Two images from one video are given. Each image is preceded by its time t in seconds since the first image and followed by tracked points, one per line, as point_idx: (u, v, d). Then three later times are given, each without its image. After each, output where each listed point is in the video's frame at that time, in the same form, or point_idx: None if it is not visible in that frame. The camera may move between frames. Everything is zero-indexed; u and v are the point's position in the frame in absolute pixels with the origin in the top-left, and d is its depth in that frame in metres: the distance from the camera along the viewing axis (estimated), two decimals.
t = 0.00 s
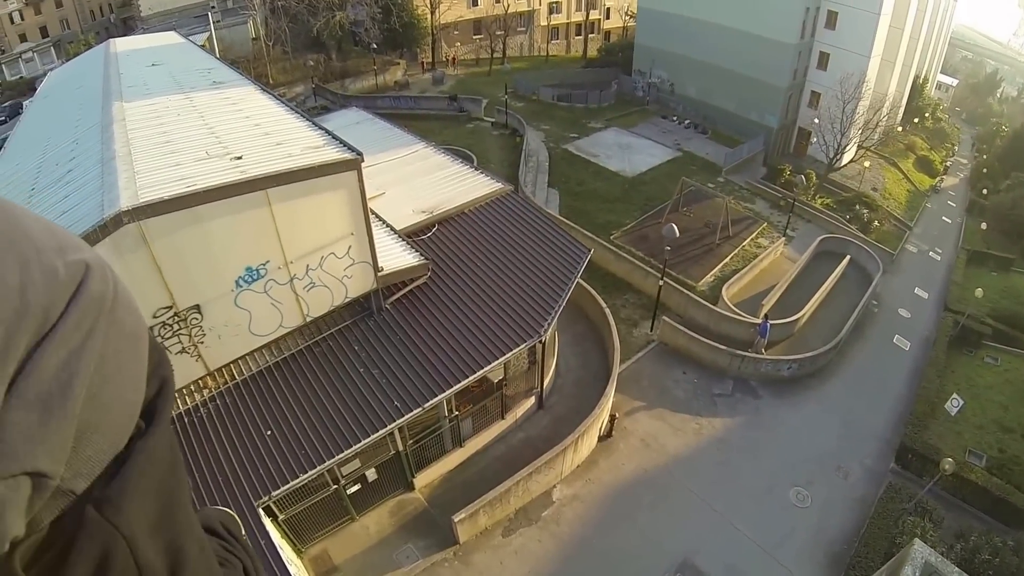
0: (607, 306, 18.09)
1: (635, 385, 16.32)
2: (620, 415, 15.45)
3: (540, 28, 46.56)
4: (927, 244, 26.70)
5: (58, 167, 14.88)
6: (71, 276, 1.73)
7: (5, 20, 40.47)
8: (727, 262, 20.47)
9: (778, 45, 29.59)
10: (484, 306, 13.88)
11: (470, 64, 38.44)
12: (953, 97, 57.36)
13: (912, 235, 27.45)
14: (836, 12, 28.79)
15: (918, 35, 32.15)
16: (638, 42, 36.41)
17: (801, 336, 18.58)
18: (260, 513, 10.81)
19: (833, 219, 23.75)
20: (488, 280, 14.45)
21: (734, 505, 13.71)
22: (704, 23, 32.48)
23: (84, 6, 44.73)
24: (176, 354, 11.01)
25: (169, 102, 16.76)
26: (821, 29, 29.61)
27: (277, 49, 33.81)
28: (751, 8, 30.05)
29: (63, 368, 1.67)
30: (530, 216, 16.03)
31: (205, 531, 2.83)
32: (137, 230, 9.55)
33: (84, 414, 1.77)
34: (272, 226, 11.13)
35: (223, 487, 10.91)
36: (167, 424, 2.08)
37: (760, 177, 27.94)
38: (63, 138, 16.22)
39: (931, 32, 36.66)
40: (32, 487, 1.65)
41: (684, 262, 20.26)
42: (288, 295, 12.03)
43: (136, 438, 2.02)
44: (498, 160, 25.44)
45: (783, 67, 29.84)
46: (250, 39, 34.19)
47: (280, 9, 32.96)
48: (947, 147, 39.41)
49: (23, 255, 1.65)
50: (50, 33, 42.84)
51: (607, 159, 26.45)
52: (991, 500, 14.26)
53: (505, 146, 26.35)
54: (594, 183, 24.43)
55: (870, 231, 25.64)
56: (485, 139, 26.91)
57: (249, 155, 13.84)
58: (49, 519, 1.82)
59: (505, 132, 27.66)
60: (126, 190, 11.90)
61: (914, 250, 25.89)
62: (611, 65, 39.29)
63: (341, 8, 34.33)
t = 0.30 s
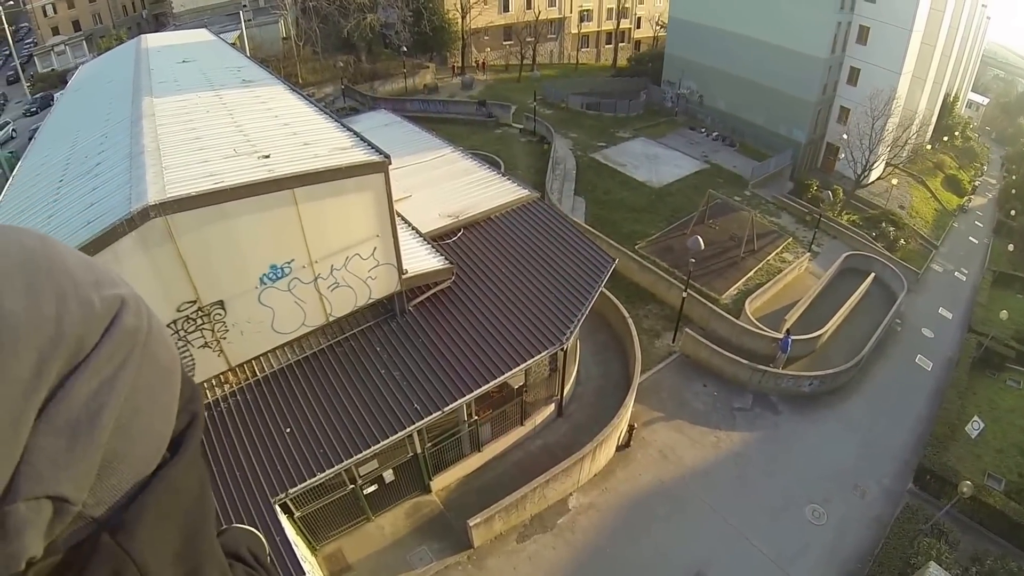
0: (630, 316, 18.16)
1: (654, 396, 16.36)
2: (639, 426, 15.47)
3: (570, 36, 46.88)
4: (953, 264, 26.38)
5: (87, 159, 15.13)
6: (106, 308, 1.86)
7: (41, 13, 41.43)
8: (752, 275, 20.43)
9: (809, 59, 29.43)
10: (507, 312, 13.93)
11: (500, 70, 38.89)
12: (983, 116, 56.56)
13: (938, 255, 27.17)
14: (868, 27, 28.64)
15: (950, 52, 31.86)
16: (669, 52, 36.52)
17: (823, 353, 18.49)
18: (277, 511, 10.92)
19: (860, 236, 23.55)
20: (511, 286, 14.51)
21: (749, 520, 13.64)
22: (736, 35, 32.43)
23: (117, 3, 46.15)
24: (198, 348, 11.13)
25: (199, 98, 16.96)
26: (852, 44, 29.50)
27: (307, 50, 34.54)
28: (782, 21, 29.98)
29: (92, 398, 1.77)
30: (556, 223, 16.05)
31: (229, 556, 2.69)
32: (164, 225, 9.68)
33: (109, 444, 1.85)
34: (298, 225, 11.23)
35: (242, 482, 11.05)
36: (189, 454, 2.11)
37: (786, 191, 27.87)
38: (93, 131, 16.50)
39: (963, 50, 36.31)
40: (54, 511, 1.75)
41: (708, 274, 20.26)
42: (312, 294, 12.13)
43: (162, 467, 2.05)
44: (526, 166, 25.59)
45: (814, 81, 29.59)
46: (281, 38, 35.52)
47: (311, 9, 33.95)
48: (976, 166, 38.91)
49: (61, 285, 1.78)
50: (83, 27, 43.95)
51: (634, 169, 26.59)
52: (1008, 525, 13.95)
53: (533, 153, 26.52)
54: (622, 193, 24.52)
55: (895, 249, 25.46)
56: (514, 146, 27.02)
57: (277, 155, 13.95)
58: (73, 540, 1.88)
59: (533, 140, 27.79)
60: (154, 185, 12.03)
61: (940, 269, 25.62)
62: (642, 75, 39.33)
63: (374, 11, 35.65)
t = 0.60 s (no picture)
0: (653, 328, 18.20)
1: (674, 409, 16.36)
2: (658, 439, 15.46)
3: (599, 46, 47.17)
4: (979, 287, 26.02)
5: (117, 154, 15.33)
6: (158, 356, 2.17)
7: (75, 10, 42.19)
8: (775, 291, 20.37)
9: (837, 76, 29.34)
10: (529, 321, 13.96)
11: (529, 78, 39.12)
12: (1015, 138, 55.74)
13: (964, 276, 26.86)
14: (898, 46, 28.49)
15: (982, 73, 31.57)
16: (698, 66, 36.63)
17: (844, 372, 18.39)
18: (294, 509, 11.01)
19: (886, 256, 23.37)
20: (534, 294, 14.55)
21: (764, 537, 13.54)
22: (765, 50, 32.43)
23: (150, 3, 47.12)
24: (221, 345, 11.28)
25: (229, 98, 17.15)
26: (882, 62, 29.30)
27: (337, 52, 35.14)
28: (810, 38, 29.99)
29: (146, 449, 2.11)
30: (581, 234, 16.07)
31: None
32: (191, 221, 9.81)
33: (166, 493, 2.24)
34: (325, 227, 11.34)
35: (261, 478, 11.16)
36: (239, 498, 2.57)
37: (811, 208, 27.81)
38: (123, 127, 16.74)
39: (994, 71, 35.97)
40: (114, 560, 2.13)
41: (732, 289, 20.25)
42: (336, 296, 12.23)
43: (217, 508, 2.50)
44: (553, 174, 25.69)
45: (843, 98, 29.48)
46: (312, 41, 36.15)
47: (341, 13, 35.05)
48: (1006, 188, 38.41)
49: (117, 333, 2.08)
50: (117, 24, 44.61)
51: (660, 181, 26.65)
52: None
53: (560, 162, 26.62)
54: (647, 205, 24.60)
55: (920, 269, 25.26)
56: (542, 155, 27.10)
57: (306, 156, 14.05)
58: None
59: (561, 149, 27.84)
60: (183, 181, 12.14)
61: (965, 292, 25.33)
62: (670, 87, 39.40)
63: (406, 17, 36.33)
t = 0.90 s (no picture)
0: (675, 341, 18.26)
1: (693, 422, 16.39)
2: (676, 452, 15.49)
3: (629, 57, 47.18)
4: (1008, 309, 25.56)
5: (147, 151, 15.57)
6: (244, 364, 2.45)
7: (108, 7, 43.11)
8: (798, 308, 20.35)
9: (865, 91, 29.17)
10: (552, 330, 14.02)
11: (558, 88, 39.18)
12: None
13: (990, 298, 26.46)
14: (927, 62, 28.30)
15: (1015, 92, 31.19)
16: (726, 80, 36.65)
17: (866, 391, 18.30)
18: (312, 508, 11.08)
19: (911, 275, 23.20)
20: (557, 303, 14.61)
21: (779, 555, 13.48)
22: (794, 65, 32.40)
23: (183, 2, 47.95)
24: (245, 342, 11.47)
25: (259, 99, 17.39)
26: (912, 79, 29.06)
27: (368, 57, 35.78)
28: (838, 54, 29.94)
29: (233, 450, 2.37)
30: (605, 245, 16.12)
31: None
32: (218, 219, 9.97)
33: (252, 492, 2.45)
34: (351, 230, 11.46)
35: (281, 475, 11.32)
36: (314, 503, 2.82)
37: (838, 225, 27.67)
38: (153, 125, 16.98)
39: None
40: (202, 551, 2.35)
41: (755, 304, 20.26)
42: (360, 298, 12.35)
43: (296, 510, 2.75)
44: (579, 184, 25.80)
45: (871, 115, 29.27)
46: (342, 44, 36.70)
47: (372, 17, 35.79)
48: None
49: (206, 347, 2.36)
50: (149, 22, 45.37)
51: (687, 195, 26.62)
52: None
53: (587, 172, 26.70)
54: (673, 217, 24.65)
55: (945, 290, 25.07)
56: (570, 165, 27.19)
57: (333, 158, 14.16)
58: None
59: (588, 159, 27.90)
60: (211, 179, 12.30)
61: (991, 314, 24.93)
62: (699, 100, 39.35)
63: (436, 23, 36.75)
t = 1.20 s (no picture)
0: (693, 351, 18.37)
1: (709, 432, 16.49)
2: (691, 461, 15.60)
3: (654, 68, 47.35)
4: None
5: (177, 147, 15.86)
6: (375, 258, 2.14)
7: (140, 5, 44.09)
8: (816, 322, 20.40)
9: (887, 106, 29.26)
10: (571, 336, 14.17)
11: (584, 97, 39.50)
12: None
13: (1010, 316, 26.21)
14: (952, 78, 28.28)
15: None
16: (750, 93, 36.51)
17: (882, 407, 18.30)
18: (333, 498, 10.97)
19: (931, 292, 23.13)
20: (577, 310, 14.75)
21: (789, 566, 13.53)
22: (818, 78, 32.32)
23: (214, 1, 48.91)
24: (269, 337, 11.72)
25: (289, 98, 17.68)
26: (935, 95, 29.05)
27: (394, 60, 36.35)
28: (863, 68, 29.98)
29: (371, 319, 1.98)
30: (626, 254, 16.28)
31: None
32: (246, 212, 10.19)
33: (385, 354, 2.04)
34: (377, 229, 11.68)
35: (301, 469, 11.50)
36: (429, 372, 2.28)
37: (858, 240, 27.67)
38: (185, 120, 17.30)
39: None
40: (342, 399, 1.90)
41: (773, 317, 20.35)
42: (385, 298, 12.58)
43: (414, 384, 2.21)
44: (602, 194, 25.90)
45: (894, 131, 29.31)
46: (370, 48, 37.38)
47: (400, 22, 36.27)
48: None
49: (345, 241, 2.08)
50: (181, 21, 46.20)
51: (709, 207, 26.68)
52: None
53: (610, 181, 26.87)
54: (695, 228, 24.78)
55: (964, 308, 25.00)
56: (593, 173, 27.40)
57: (361, 158, 14.39)
58: (351, 422, 1.95)
59: (611, 168, 28.09)
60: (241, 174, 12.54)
61: (1012, 333, 24.67)
62: (722, 112, 39.43)
63: (463, 29, 37.14)
